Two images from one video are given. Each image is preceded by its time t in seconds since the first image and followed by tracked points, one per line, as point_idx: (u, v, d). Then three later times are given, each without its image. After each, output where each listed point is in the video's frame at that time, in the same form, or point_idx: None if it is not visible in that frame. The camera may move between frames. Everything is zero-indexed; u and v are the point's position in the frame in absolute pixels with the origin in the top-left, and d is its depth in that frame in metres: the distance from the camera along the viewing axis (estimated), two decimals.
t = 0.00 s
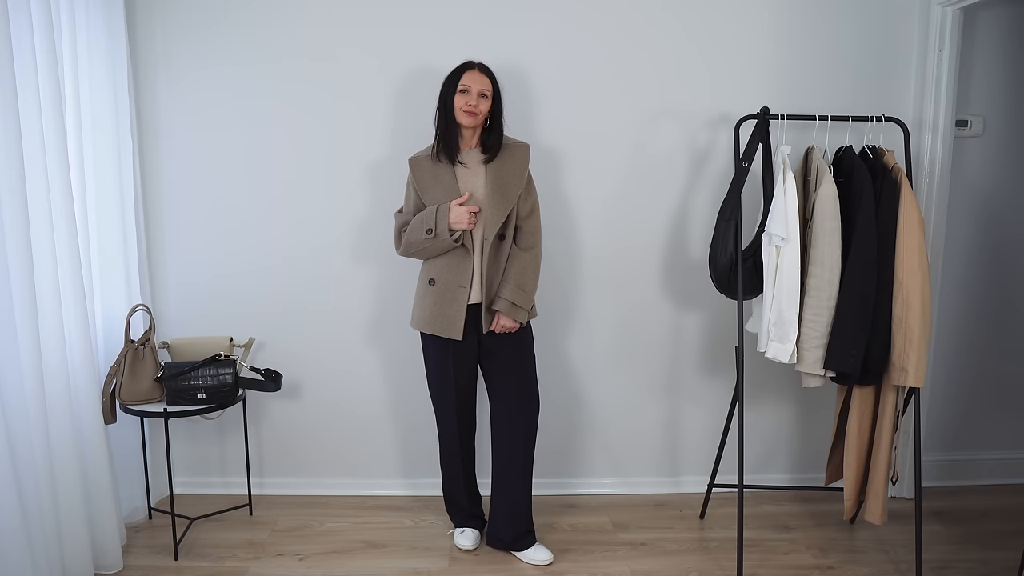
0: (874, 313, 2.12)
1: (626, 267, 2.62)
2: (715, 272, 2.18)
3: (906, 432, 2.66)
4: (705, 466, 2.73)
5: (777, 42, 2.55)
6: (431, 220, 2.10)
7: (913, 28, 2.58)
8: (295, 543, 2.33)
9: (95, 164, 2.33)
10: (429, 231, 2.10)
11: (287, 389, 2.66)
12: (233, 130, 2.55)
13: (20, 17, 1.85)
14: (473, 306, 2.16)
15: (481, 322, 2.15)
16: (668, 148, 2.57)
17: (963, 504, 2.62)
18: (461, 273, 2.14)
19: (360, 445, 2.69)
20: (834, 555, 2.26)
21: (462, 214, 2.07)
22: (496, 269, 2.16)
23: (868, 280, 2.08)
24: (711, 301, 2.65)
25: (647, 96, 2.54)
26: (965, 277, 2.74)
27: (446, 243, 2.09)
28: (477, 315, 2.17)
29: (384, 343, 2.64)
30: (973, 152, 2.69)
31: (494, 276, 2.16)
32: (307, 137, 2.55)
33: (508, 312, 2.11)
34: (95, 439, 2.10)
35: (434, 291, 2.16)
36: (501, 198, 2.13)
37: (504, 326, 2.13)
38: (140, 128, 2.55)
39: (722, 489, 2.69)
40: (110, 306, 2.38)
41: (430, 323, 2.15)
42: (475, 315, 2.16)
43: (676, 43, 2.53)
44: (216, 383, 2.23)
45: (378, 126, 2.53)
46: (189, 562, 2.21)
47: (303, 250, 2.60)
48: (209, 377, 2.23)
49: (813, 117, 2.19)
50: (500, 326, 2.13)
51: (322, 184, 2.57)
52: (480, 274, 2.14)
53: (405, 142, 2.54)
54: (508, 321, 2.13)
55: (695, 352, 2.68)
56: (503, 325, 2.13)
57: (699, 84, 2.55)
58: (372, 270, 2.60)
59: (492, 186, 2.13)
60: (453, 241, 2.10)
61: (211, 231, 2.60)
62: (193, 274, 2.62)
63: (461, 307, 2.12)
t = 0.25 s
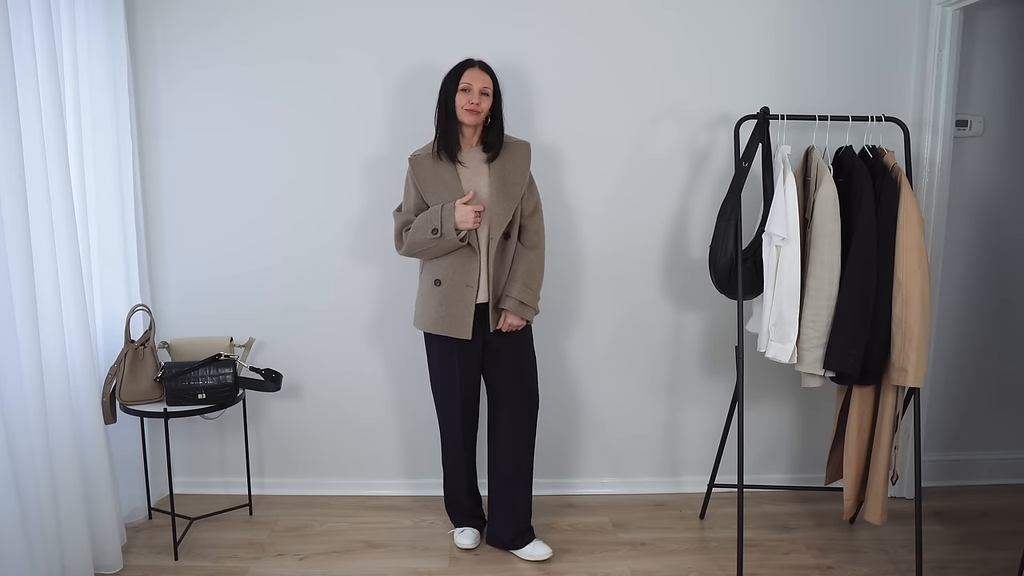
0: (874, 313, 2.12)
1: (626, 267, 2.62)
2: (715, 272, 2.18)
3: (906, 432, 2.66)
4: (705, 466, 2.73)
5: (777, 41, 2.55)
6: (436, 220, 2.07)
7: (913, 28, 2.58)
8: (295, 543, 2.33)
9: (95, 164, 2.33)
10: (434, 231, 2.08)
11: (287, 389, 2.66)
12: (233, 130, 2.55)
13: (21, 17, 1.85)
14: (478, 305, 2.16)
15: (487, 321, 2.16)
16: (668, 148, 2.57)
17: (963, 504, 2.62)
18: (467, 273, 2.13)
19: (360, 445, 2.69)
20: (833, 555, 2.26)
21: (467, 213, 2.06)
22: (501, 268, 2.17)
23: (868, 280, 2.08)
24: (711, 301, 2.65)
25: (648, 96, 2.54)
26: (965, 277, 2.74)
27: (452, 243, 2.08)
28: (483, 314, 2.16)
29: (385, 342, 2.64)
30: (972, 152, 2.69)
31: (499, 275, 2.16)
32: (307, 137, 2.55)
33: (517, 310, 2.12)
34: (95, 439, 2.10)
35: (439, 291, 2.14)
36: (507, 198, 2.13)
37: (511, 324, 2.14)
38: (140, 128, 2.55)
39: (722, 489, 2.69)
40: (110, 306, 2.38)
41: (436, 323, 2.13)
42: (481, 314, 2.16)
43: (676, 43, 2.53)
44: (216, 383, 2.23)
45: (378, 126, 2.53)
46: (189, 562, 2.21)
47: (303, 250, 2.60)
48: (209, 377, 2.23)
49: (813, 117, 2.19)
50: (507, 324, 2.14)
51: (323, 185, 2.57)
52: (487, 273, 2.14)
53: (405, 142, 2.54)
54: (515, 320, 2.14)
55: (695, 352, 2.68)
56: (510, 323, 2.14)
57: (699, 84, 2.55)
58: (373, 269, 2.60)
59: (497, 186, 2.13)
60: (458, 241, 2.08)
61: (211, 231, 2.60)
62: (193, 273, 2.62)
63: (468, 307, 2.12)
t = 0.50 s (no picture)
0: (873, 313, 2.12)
1: (626, 267, 2.62)
2: (715, 272, 2.18)
3: (906, 432, 2.66)
4: (705, 466, 2.73)
5: (777, 41, 2.55)
6: (455, 218, 2.05)
7: (913, 28, 2.58)
8: (295, 543, 2.33)
9: (95, 164, 2.33)
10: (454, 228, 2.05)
11: (287, 389, 2.66)
12: (233, 129, 2.55)
13: (20, 17, 1.85)
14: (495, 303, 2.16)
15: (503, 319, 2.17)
16: (668, 148, 2.57)
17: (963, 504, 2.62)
18: (484, 271, 2.12)
19: (360, 446, 2.69)
20: (833, 555, 2.26)
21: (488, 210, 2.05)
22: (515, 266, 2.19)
23: (867, 280, 2.08)
24: (711, 301, 2.65)
25: (647, 96, 2.54)
26: (966, 277, 2.74)
27: (473, 240, 2.06)
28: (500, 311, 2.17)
29: (385, 342, 2.64)
30: (973, 152, 2.69)
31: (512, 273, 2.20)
32: (307, 137, 2.55)
33: (536, 308, 2.15)
34: (95, 439, 2.10)
35: (458, 291, 2.12)
36: (524, 195, 2.14)
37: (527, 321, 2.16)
38: (140, 128, 2.55)
39: (722, 489, 2.69)
40: (110, 305, 2.38)
41: (457, 323, 2.12)
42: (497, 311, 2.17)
43: (676, 43, 2.53)
44: (216, 383, 2.23)
45: (379, 126, 2.53)
46: (189, 562, 2.21)
47: (303, 250, 2.60)
48: (209, 377, 2.23)
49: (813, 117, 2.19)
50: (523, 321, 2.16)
51: (323, 185, 2.57)
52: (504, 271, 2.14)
53: (404, 142, 2.54)
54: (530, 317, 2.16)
55: (695, 352, 2.68)
56: (525, 321, 2.16)
57: (699, 84, 2.55)
58: (373, 269, 2.60)
59: (513, 184, 2.14)
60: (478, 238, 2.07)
61: (210, 231, 2.60)
62: (193, 273, 2.62)
63: (488, 305, 2.11)
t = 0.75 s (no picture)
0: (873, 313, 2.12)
1: (626, 266, 2.62)
2: (715, 272, 2.17)
3: (906, 432, 2.65)
4: (705, 466, 2.73)
5: (777, 41, 2.55)
6: (498, 212, 1.98)
7: (913, 28, 2.58)
8: (296, 543, 2.33)
9: (95, 164, 2.33)
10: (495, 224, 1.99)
11: (287, 389, 2.66)
12: (233, 130, 2.55)
13: (20, 17, 1.85)
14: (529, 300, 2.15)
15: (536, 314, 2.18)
16: (668, 148, 2.57)
17: (963, 504, 2.62)
18: (522, 267, 2.09)
19: (360, 446, 2.69)
20: (833, 555, 2.26)
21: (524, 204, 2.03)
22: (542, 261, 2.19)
23: (867, 280, 2.08)
24: (711, 301, 2.65)
25: (648, 96, 2.54)
26: (966, 277, 2.74)
27: (514, 235, 2.02)
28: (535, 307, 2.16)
29: (386, 343, 2.64)
30: (973, 152, 2.69)
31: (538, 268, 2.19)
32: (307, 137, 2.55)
33: (567, 301, 2.20)
34: (95, 439, 2.10)
35: (496, 290, 2.07)
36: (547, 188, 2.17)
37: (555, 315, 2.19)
38: (140, 128, 2.55)
39: (722, 489, 2.69)
40: (110, 305, 2.39)
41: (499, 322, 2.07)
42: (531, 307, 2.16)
43: (676, 44, 2.53)
44: (216, 383, 2.23)
45: (378, 127, 2.54)
46: (189, 562, 2.21)
47: (303, 249, 2.60)
48: (209, 377, 2.23)
49: (813, 117, 2.19)
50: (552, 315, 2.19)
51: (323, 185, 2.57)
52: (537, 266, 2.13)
53: (404, 142, 2.54)
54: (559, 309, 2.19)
55: (695, 352, 2.68)
56: (554, 316, 2.19)
57: (699, 84, 2.55)
58: (374, 269, 2.60)
59: (540, 179, 2.16)
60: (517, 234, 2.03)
61: (211, 231, 2.60)
62: (193, 273, 2.62)
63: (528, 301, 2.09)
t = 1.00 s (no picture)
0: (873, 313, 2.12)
1: (627, 266, 2.62)
2: (715, 272, 2.17)
3: (906, 432, 2.66)
4: (705, 466, 2.73)
5: (778, 42, 2.55)
6: (542, 210, 2.00)
7: (913, 28, 2.58)
8: (296, 543, 2.33)
9: (95, 164, 2.33)
10: (542, 223, 2.00)
11: (287, 389, 2.67)
12: (233, 129, 2.55)
13: (20, 17, 1.85)
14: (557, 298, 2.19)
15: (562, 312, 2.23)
16: (669, 148, 2.57)
17: (964, 504, 2.62)
18: (554, 265, 2.12)
19: (360, 446, 2.69)
20: (833, 555, 2.26)
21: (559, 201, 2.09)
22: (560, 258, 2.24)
23: (867, 281, 2.08)
24: (711, 301, 2.65)
25: (648, 96, 2.54)
26: (966, 278, 2.74)
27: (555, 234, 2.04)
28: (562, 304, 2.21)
29: (386, 343, 2.64)
30: (973, 152, 2.69)
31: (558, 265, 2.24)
32: (307, 137, 2.55)
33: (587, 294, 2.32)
34: (95, 439, 2.10)
35: (536, 290, 2.08)
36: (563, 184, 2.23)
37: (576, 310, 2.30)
38: (140, 128, 2.55)
39: (721, 489, 2.69)
40: (110, 305, 2.39)
41: (541, 321, 2.09)
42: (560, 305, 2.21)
43: (676, 44, 2.53)
44: (216, 383, 2.23)
45: (379, 127, 2.54)
46: (189, 562, 2.21)
47: (303, 249, 2.60)
48: (209, 377, 2.23)
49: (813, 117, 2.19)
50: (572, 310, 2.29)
51: (323, 186, 2.57)
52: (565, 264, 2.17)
53: (404, 142, 2.54)
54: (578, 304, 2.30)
55: (695, 351, 2.68)
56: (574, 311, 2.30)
57: (699, 85, 2.55)
58: (374, 269, 2.60)
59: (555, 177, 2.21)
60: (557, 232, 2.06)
61: (211, 232, 2.60)
62: (193, 273, 2.62)
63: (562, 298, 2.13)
